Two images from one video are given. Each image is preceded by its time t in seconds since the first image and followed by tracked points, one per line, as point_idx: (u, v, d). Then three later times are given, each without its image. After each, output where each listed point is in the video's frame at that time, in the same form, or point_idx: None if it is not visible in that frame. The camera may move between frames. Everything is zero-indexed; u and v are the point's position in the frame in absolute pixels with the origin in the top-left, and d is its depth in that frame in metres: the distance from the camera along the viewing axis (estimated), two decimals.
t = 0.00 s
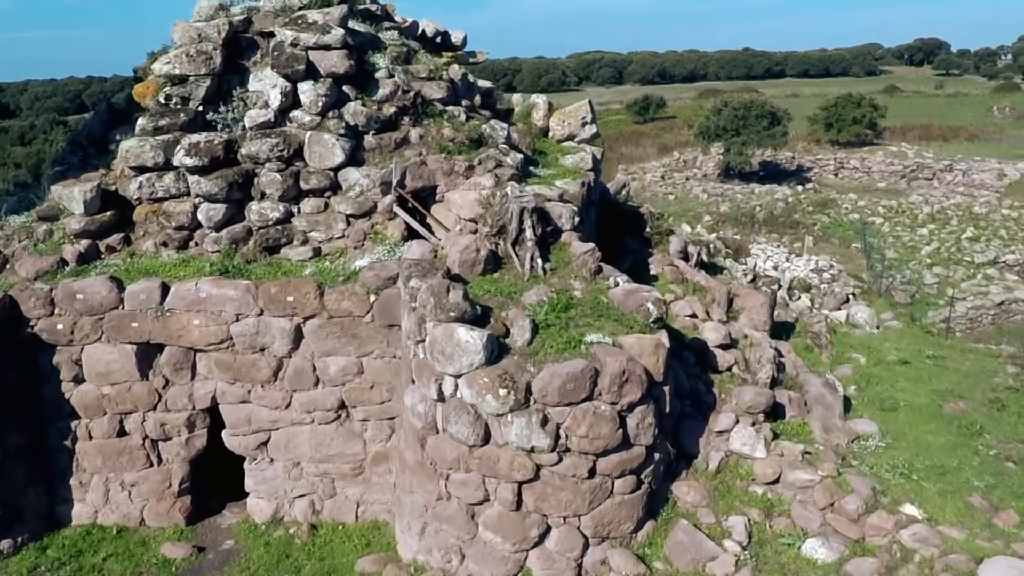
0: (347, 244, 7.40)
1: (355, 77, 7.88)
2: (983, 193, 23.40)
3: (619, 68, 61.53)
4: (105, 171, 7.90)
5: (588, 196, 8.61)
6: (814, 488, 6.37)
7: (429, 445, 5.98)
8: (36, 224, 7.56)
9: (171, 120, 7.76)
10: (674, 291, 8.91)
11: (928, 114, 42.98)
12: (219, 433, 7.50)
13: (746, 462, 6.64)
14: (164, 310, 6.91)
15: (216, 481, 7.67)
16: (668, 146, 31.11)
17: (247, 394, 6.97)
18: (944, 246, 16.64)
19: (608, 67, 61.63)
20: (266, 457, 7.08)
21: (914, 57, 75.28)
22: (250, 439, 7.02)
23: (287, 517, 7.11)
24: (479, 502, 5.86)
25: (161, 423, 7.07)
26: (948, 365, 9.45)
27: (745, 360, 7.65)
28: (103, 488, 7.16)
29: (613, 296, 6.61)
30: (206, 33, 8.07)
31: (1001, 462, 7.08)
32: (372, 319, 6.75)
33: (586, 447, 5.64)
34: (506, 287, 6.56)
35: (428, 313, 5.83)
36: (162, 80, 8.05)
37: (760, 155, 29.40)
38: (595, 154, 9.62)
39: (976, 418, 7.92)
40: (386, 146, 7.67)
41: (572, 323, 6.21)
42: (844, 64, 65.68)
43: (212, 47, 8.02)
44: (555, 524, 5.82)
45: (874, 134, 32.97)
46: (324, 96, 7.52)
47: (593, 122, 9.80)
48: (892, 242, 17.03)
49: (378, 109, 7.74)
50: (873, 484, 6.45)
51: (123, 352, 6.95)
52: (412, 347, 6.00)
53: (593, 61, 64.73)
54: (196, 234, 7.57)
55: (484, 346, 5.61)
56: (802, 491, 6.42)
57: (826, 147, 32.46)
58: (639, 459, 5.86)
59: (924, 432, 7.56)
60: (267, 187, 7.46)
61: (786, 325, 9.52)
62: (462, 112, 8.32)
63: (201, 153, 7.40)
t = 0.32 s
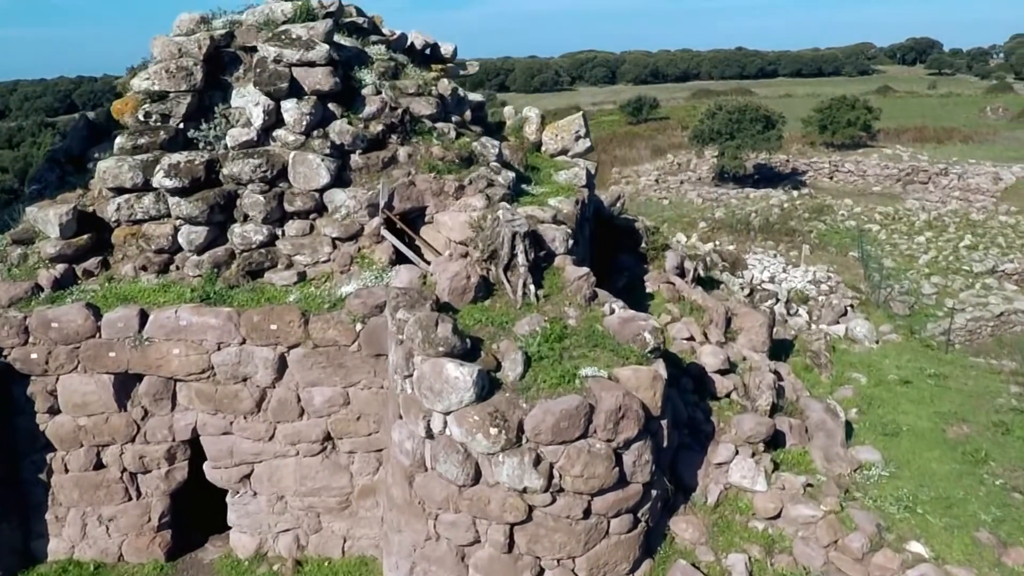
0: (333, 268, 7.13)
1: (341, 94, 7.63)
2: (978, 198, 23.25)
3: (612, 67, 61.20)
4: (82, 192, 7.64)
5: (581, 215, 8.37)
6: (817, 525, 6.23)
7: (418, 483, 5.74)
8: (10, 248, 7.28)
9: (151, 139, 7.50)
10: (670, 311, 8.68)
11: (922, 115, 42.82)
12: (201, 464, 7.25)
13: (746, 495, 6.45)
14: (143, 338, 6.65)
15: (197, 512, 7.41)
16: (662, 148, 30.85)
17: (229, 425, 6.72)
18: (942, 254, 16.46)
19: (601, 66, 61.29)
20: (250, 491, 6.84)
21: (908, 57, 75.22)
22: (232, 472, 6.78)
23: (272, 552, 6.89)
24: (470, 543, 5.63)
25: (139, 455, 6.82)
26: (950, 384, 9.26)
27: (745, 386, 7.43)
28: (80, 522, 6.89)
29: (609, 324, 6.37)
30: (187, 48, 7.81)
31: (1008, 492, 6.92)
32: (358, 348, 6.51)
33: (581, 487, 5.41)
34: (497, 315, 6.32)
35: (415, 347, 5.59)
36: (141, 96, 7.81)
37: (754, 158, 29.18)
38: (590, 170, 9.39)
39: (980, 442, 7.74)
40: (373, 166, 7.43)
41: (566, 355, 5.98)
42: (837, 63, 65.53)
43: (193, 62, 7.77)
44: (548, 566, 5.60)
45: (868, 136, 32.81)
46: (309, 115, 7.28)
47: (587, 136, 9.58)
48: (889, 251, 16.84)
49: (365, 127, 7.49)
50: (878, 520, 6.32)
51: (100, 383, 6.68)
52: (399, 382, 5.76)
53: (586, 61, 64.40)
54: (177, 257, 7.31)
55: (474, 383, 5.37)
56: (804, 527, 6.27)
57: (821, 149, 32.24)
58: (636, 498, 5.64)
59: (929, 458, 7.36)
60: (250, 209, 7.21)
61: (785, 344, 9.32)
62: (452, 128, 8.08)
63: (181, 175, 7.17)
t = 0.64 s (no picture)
0: (319, 293, 6.82)
1: (328, 112, 7.35)
2: (977, 205, 23.07)
3: (608, 67, 60.89)
4: (59, 214, 7.36)
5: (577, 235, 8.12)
6: (822, 567, 6.02)
7: (405, 526, 5.49)
8: None
9: (130, 158, 7.24)
10: (668, 334, 8.43)
11: (918, 117, 42.61)
12: (181, 498, 7.00)
13: (747, 533, 6.21)
14: (119, 370, 6.38)
15: (175, 544, 7.16)
16: (658, 151, 30.59)
17: (210, 460, 6.46)
18: (941, 265, 16.24)
19: (596, 67, 61.01)
20: (232, 527, 6.58)
21: (903, 57, 75.11)
22: (213, 508, 6.52)
23: None
24: None
25: (116, 490, 6.56)
26: (954, 407, 9.03)
27: (746, 415, 7.17)
28: (54, 560, 6.62)
29: (606, 356, 6.11)
30: (168, 63, 7.50)
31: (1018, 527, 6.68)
32: (344, 381, 6.24)
33: (576, 533, 5.16)
34: (489, 348, 6.06)
35: (403, 385, 5.33)
36: (121, 112, 7.52)
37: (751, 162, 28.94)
38: (586, 185, 9.18)
39: (987, 470, 7.52)
40: (362, 187, 7.15)
41: (561, 390, 5.72)
42: (833, 64, 65.33)
43: (174, 78, 7.45)
44: None
45: (864, 139, 32.61)
46: (294, 135, 7.00)
47: (583, 151, 9.41)
48: (888, 261, 16.61)
49: (352, 146, 7.22)
50: (884, 561, 6.12)
51: (74, 416, 6.41)
52: (386, 422, 5.48)
53: (582, 62, 64.15)
54: (157, 281, 7.04)
55: (465, 424, 5.11)
56: (808, 569, 6.05)
57: (817, 152, 32.00)
58: (634, 542, 5.39)
59: (935, 488, 7.13)
60: (233, 233, 6.92)
61: (785, 364, 9.17)
62: (443, 146, 7.82)
63: (161, 196, 6.83)
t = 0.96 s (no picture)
0: (307, 321, 6.57)
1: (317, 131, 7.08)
2: (980, 211, 22.81)
3: (605, 67, 60.53)
4: (37, 236, 7.09)
5: (575, 257, 7.83)
6: None
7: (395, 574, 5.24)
8: None
9: (111, 179, 6.95)
10: (669, 358, 8.16)
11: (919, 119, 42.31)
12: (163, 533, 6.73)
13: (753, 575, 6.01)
14: (97, 403, 6.10)
15: None
16: (656, 153, 30.28)
17: (192, 496, 6.19)
18: (946, 276, 15.98)
19: (593, 66, 60.64)
20: (215, 566, 6.33)
21: (903, 57, 74.81)
22: (195, 547, 6.27)
23: None
24: None
25: (94, 528, 6.29)
26: (964, 432, 8.78)
27: (750, 448, 6.91)
28: None
29: (606, 392, 5.83)
30: (150, 78, 7.23)
31: None
32: (332, 416, 5.99)
33: None
34: (483, 383, 5.80)
35: (392, 428, 5.07)
36: (102, 130, 7.23)
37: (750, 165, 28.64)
38: (586, 203, 8.93)
39: (1000, 503, 7.28)
40: (352, 210, 6.88)
41: (558, 430, 5.45)
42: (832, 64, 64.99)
43: (157, 94, 7.18)
44: None
45: (864, 142, 32.33)
46: (281, 155, 6.71)
47: (581, 167, 9.15)
48: (891, 271, 16.35)
49: (342, 167, 6.95)
50: None
51: (51, 450, 6.14)
52: (374, 465, 5.22)
53: (580, 61, 63.80)
54: (138, 307, 6.75)
55: (457, 471, 4.85)
56: None
57: (817, 155, 31.68)
58: None
59: (946, 524, 6.89)
60: (217, 258, 6.64)
61: (788, 386, 8.95)
62: (437, 166, 7.55)
63: (142, 220, 6.55)
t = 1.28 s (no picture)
0: (296, 353, 6.26)
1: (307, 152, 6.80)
2: (986, 219, 22.52)
3: (606, 67, 60.16)
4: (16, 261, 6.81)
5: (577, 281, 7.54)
6: None
7: None
8: None
9: (93, 202, 6.67)
10: (673, 385, 7.88)
11: (922, 121, 41.97)
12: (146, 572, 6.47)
13: None
14: (75, 441, 5.83)
15: None
16: (658, 157, 29.95)
17: (175, 538, 5.94)
18: (953, 289, 15.71)
19: (594, 66, 60.24)
20: None
21: (905, 58, 74.46)
22: None
23: None
24: None
25: (73, 570, 6.02)
26: (977, 460, 8.52)
27: (758, 485, 6.65)
28: None
29: (607, 433, 5.55)
30: (135, 97, 6.96)
31: None
32: (321, 455, 5.71)
33: None
34: (480, 423, 5.52)
35: (383, 476, 4.82)
36: (85, 151, 6.95)
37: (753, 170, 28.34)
38: (587, 221, 8.70)
39: (1017, 541, 7.07)
40: (344, 235, 6.60)
41: (558, 475, 5.20)
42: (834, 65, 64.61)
43: (142, 113, 6.91)
44: None
45: (868, 146, 32.02)
46: (270, 179, 6.45)
47: (582, 185, 8.93)
48: (897, 283, 16.07)
49: (333, 190, 6.69)
50: None
51: (27, 490, 5.87)
52: (364, 515, 4.96)
53: (581, 61, 63.40)
54: (121, 337, 6.46)
55: (450, 524, 4.58)
56: None
57: (820, 159, 31.36)
58: None
59: (961, 564, 6.75)
60: (202, 286, 6.35)
61: (796, 412, 8.73)
62: (432, 188, 7.27)
63: (124, 247, 6.28)
